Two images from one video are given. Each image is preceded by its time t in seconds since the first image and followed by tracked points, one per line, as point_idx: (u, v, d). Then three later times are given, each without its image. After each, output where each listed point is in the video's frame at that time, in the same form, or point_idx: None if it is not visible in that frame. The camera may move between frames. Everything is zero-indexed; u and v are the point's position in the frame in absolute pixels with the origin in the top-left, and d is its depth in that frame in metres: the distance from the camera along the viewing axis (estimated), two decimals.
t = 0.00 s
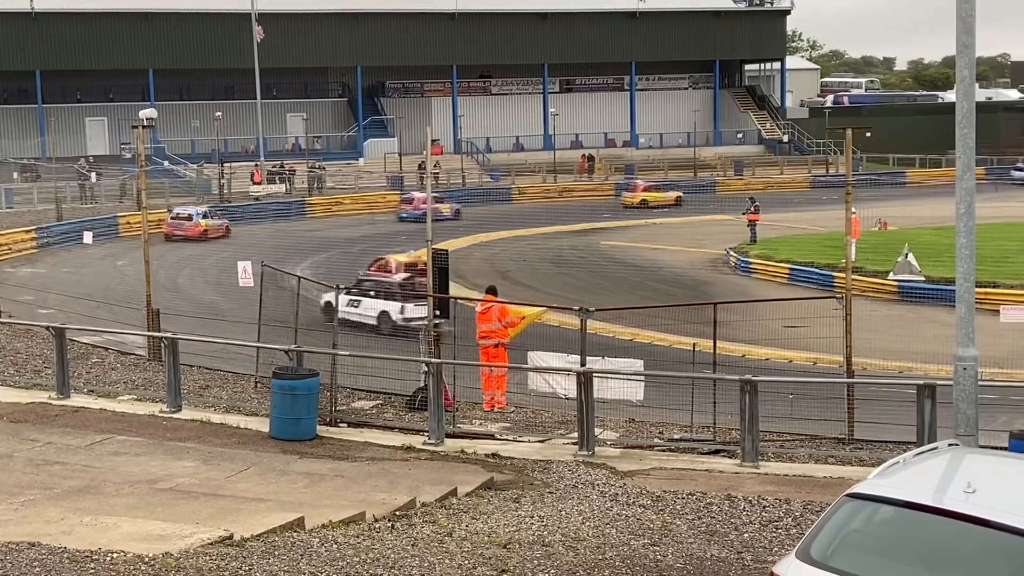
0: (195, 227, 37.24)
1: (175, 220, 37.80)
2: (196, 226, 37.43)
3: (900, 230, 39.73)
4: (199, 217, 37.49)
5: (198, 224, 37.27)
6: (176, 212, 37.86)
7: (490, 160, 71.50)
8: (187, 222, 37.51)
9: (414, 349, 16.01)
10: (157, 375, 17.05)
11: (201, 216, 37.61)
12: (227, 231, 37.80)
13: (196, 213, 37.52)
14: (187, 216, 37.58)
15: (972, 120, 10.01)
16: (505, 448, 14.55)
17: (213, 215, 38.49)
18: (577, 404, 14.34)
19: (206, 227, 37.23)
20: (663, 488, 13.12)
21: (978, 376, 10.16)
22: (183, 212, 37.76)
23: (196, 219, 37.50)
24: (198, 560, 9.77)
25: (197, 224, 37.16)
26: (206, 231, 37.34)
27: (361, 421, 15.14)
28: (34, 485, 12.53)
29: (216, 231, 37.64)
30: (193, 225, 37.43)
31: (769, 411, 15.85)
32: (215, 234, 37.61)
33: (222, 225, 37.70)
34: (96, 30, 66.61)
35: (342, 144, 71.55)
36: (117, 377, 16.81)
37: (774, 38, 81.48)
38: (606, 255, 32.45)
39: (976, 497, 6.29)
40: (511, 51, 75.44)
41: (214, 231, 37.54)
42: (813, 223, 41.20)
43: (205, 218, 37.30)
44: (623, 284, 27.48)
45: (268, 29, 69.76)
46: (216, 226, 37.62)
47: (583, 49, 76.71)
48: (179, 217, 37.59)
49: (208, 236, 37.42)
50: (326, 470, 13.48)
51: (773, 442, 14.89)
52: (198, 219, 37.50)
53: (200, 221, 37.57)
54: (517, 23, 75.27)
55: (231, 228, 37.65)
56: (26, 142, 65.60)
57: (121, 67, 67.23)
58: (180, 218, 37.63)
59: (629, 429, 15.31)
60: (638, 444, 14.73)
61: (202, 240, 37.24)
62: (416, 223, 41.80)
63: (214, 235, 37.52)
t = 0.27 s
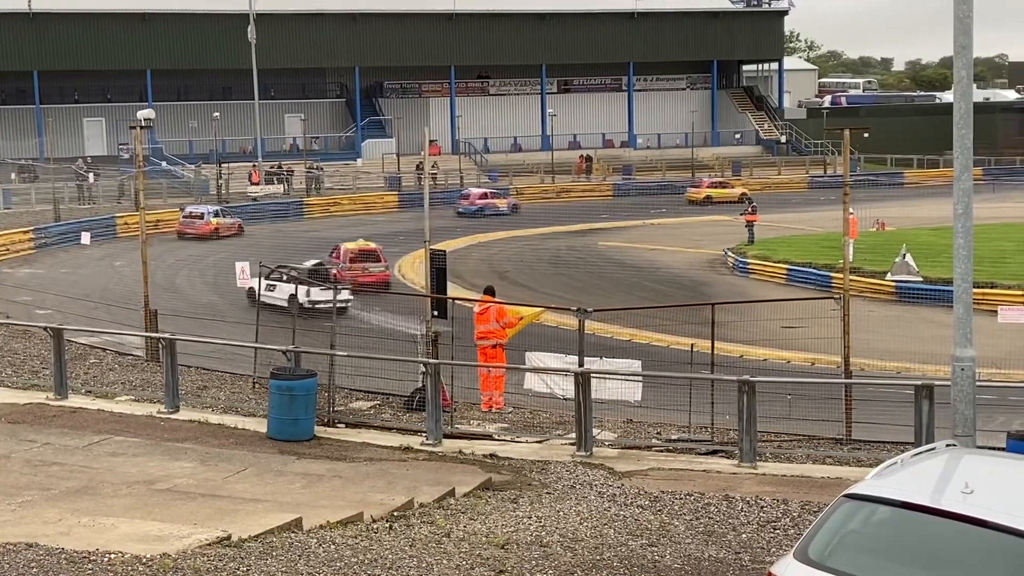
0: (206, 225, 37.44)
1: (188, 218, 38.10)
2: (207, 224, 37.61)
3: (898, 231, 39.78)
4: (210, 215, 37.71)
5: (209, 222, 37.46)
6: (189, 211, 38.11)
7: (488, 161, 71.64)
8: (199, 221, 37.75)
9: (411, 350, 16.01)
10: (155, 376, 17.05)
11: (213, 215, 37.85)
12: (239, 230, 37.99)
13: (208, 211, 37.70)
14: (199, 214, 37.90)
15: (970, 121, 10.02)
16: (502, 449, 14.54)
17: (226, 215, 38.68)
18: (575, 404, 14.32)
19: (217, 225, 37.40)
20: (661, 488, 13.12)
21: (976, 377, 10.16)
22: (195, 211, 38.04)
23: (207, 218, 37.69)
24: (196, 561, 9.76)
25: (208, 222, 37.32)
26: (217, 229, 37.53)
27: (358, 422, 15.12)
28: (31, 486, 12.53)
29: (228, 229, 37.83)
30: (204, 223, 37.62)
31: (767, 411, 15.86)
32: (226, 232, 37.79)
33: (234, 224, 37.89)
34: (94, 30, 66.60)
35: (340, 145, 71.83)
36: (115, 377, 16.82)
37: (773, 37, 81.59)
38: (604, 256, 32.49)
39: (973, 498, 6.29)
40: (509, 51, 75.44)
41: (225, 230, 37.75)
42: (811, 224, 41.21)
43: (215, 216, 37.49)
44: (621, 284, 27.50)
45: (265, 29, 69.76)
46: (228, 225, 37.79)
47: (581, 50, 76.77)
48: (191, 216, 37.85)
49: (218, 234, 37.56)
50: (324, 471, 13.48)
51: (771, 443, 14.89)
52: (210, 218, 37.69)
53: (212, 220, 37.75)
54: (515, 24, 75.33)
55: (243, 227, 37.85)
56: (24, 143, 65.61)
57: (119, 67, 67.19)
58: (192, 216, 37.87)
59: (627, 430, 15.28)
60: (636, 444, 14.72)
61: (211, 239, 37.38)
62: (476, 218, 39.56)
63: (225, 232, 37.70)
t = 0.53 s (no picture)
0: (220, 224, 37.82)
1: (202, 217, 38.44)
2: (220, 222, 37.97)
3: (896, 232, 39.84)
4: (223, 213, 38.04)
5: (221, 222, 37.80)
6: (202, 210, 38.47)
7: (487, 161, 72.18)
8: (212, 220, 38.12)
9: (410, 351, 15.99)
10: (154, 377, 17.04)
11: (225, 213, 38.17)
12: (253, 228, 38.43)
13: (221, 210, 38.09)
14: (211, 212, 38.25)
15: (969, 121, 10.00)
16: (501, 450, 14.54)
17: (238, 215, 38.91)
18: (574, 405, 14.34)
19: (231, 225, 37.79)
20: (660, 489, 13.12)
21: (974, 378, 10.14)
22: (207, 209, 38.33)
23: (220, 217, 38.05)
24: (195, 562, 9.75)
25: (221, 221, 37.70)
26: (231, 228, 37.94)
27: (357, 423, 15.10)
28: (30, 487, 12.53)
29: (241, 228, 38.26)
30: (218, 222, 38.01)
31: (766, 412, 15.86)
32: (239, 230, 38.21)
33: (247, 224, 38.25)
34: (93, 31, 66.70)
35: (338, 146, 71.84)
36: (114, 379, 16.81)
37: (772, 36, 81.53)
38: (602, 257, 32.50)
39: (971, 499, 6.29)
40: (507, 51, 75.41)
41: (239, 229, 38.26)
42: (811, 224, 41.22)
43: (229, 215, 37.85)
44: (620, 285, 27.56)
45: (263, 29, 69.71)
46: (241, 224, 38.19)
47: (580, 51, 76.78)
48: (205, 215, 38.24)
49: (232, 232, 37.96)
50: (323, 472, 13.49)
51: (770, 444, 14.90)
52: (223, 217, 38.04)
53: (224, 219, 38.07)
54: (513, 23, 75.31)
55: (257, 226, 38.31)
56: (23, 144, 65.53)
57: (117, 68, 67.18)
58: (206, 215, 38.25)
59: (626, 430, 15.28)
60: (635, 445, 14.74)
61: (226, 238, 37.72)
62: (536, 215, 40.29)
63: (238, 231, 38.13)
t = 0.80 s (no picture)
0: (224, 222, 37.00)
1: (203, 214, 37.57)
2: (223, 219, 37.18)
3: (911, 231, 39.19)
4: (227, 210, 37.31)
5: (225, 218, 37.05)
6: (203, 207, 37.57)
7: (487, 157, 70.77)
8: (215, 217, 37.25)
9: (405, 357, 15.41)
10: (138, 382, 16.50)
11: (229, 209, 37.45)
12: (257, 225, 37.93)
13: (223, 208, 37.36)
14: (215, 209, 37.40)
15: (986, 118, 9.45)
16: (501, 458, 13.98)
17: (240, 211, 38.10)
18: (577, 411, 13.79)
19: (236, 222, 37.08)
20: (666, 499, 12.56)
21: (993, 383, 9.59)
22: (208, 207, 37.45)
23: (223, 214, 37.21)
24: None
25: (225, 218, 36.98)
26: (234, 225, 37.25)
27: (351, 430, 14.52)
28: (9, 497, 11.97)
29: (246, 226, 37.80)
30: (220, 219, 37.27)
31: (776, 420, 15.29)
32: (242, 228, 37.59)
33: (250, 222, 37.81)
34: (87, 22, 66.33)
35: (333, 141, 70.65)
36: (97, 384, 16.27)
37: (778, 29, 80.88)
38: (605, 257, 31.91)
39: (989, 508, 5.95)
40: (509, 44, 74.96)
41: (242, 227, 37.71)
42: (821, 221, 40.46)
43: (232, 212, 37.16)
44: (623, 286, 26.99)
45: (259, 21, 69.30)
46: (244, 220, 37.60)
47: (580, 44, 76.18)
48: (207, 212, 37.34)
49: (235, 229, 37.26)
50: (315, 480, 12.93)
51: (780, 452, 14.33)
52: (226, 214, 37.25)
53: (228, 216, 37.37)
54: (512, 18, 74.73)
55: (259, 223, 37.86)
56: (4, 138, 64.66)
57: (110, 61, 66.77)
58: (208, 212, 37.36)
59: (631, 438, 14.69)
60: (640, 453, 14.17)
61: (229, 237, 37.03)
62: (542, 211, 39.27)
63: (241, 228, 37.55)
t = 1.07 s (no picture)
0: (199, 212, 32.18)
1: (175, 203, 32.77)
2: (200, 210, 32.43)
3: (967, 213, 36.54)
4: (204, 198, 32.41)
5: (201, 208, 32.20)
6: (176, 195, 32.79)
7: (482, 141, 61.69)
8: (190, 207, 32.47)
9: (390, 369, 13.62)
10: (83, 399, 14.70)
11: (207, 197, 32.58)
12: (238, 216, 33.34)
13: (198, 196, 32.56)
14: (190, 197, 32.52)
15: None
16: (499, 486, 12.12)
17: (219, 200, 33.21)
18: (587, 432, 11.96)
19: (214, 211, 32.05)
20: (690, 534, 10.67)
21: None
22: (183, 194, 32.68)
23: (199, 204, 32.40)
24: None
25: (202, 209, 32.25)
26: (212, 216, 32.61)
27: (328, 454, 12.70)
28: None
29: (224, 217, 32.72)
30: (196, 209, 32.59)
31: (815, 441, 13.38)
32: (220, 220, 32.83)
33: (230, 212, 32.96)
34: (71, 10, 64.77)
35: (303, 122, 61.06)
36: (36, 402, 14.47)
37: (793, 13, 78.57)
38: (622, 252, 29.77)
39: None
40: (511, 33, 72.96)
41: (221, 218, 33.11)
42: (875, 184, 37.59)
43: (209, 202, 32.33)
44: (640, 293, 24.89)
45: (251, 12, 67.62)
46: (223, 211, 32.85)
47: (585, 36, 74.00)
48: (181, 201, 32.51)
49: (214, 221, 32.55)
50: (287, 512, 11.05)
51: (820, 479, 12.42)
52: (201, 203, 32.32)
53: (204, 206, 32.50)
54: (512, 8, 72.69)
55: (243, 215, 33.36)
56: None
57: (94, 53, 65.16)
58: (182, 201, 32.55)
59: (649, 463, 12.81)
60: (659, 481, 12.29)
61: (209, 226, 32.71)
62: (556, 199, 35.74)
63: (219, 220, 32.79)
